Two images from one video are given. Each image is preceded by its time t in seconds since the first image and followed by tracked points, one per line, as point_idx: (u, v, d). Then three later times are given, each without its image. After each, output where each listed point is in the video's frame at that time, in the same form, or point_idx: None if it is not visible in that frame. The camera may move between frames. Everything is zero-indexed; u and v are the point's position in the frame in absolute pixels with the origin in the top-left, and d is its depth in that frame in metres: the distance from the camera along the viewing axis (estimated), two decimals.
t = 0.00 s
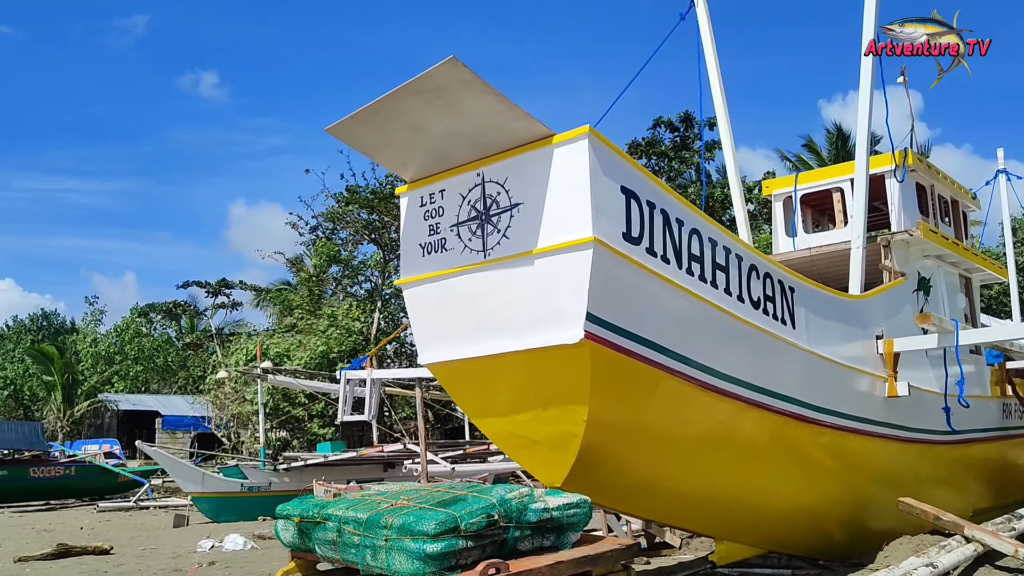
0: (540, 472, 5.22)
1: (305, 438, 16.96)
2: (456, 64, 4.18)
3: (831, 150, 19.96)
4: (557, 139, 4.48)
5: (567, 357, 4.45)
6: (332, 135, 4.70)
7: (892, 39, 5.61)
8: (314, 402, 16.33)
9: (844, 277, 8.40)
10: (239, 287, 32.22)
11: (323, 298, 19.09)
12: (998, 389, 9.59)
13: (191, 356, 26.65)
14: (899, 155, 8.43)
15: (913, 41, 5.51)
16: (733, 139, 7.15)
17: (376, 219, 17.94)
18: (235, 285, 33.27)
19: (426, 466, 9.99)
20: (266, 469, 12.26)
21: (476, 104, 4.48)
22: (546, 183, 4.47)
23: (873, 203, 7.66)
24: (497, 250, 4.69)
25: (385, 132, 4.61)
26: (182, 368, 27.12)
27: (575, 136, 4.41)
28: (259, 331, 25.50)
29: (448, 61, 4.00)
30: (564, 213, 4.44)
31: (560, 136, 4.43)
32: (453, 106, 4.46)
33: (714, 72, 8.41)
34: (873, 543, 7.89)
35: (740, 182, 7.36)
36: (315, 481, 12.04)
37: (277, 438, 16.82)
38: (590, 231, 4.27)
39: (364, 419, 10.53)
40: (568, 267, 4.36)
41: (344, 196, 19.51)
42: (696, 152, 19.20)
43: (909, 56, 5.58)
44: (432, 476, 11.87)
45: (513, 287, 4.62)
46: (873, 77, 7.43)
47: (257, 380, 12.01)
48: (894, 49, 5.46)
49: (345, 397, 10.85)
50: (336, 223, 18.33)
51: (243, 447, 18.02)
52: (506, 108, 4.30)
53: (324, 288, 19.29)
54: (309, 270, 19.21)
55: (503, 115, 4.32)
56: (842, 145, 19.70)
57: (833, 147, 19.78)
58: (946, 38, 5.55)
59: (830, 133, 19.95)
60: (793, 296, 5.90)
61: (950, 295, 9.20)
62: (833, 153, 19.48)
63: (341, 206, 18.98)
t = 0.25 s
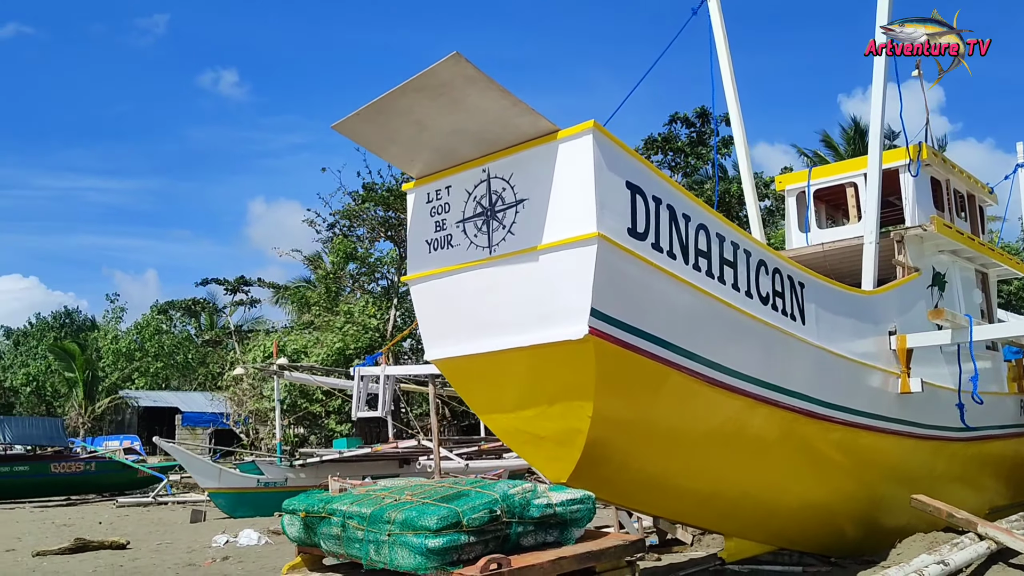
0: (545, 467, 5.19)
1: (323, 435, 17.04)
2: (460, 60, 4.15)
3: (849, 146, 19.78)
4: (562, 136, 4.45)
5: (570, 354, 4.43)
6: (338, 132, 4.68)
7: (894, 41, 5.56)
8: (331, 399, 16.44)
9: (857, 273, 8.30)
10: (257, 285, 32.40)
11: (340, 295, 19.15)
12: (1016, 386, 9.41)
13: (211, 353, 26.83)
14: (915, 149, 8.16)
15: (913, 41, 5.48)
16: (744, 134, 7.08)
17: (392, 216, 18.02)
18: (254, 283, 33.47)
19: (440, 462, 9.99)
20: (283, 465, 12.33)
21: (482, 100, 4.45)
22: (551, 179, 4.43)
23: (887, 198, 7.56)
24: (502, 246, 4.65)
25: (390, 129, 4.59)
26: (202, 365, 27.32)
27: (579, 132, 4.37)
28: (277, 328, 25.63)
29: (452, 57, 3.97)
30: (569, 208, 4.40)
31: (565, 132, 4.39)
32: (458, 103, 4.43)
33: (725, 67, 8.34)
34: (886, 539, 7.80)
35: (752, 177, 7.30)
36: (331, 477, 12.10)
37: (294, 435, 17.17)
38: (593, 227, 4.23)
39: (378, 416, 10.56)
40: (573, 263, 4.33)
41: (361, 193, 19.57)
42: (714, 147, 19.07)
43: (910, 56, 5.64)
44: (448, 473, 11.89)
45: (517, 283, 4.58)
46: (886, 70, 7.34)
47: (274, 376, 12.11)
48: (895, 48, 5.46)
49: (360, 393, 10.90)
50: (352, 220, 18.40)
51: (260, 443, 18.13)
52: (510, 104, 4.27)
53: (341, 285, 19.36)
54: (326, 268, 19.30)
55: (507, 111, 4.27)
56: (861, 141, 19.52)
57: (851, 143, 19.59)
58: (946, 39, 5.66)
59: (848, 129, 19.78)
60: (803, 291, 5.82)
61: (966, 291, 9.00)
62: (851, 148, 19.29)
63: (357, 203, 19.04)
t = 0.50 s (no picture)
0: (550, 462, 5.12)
1: (338, 430, 17.15)
2: (463, 54, 4.11)
3: (865, 140, 19.64)
4: (565, 131, 4.40)
5: (573, 348, 4.38)
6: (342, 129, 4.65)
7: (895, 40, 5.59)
8: (346, 394, 16.57)
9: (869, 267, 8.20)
10: (273, 281, 32.61)
11: (356, 292, 19.20)
12: None
13: (228, 349, 27.06)
14: (925, 141, 8.00)
15: (914, 41, 5.50)
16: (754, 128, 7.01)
17: (406, 212, 18.07)
18: (270, 279, 33.70)
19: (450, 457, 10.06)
20: (298, 460, 12.34)
21: (485, 95, 4.41)
22: (554, 174, 4.37)
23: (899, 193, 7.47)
24: (505, 241, 4.61)
25: (394, 125, 4.55)
26: (219, 361, 27.53)
27: (582, 126, 4.31)
28: (293, 324, 25.80)
29: (455, 52, 3.93)
30: (572, 203, 4.35)
31: (568, 127, 4.34)
32: (462, 98, 4.39)
33: (736, 59, 8.26)
34: (899, 536, 7.67)
35: (762, 171, 7.24)
36: (345, 471, 12.18)
37: (309, 429, 17.04)
38: (595, 221, 4.18)
39: (391, 411, 10.59)
40: (577, 260, 4.28)
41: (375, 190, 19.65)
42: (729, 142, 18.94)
43: (910, 55, 5.66)
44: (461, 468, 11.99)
45: (520, 278, 4.54)
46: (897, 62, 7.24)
47: (289, 372, 12.23)
48: (895, 49, 5.50)
49: (371, 389, 11.00)
50: (366, 217, 18.50)
51: (276, 438, 18.25)
52: (514, 99, 4.22)
53: (357, 282, 19.45)
54: (342, 264, 19.41)
55: (511, 107, 4.20)
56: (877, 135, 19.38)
57: (867, 137, 19.46)
58: (946, 39, 5.63)
59: (864, 123, 19.66)
60: (811, 286, 5.75)
61: (981, 284, 8.78)
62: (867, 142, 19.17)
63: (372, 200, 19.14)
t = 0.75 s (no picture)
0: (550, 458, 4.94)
1: (352, 423, 17.19)
2: (461, 48, 3.96)
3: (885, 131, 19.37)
4: (564, 125, 4.22)
5: (573, 343, 4.21)
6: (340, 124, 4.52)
7: (896, 39, 5.63)
8: (361, 388, 16.60)
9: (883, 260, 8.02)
10: (289, 275, 32.70)
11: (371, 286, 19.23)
12: None
13: (245, 343, 27.19)
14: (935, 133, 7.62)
15: (914, 40, 5.51)
16: (762, 120, 6.85)
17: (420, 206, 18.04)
18: (286, 273, 33.80)
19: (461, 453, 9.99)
20: (311, 453, 12.44)
21: (486, 90, 4.26)
22: (555, 167, 4.20)
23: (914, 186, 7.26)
24: (506, 235, 4.42)
25: (393, 120, 4.41)
26: (236, 355, 27.73)
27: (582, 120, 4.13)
28: (309, 317, 25.88)
29: (453, 46, 3.78)
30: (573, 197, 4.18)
31: (568, 120, 4.17)
32: (462, 93, 4.24)
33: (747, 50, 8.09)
34: (910, 532, 7.47)
35: (771, 165, 7.13)
36: (358, 465, 12.20)
37: (326, 422, 17.06)
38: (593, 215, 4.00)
39: (403, 405, 10.65)
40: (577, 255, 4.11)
41: (389, 183, 19.62)
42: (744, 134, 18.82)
43: (911, 54, 5.65)
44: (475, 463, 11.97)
45: (522, 273, 4.35)
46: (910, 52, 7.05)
47: (302, 366, 12.26)
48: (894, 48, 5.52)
49: (381, 383, 11.13)
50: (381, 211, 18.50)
51: (292, 431, 18.30)
52: (515, 93, 4.07)
53: (372, 276, 19.46)
54: (357, 258, 19.43)
55: (511, 99, 4.04)
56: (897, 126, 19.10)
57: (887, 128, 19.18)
58: (946, 38, 5.54)
59: (883, 113, 19.39)
60: (817, 280, 5.52)
61: (993, 277, 8.36)
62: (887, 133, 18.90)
63: (386, 193, 19.11)
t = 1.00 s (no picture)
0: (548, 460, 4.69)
1: (362, 422, 17.21)
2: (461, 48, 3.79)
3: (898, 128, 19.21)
4: (564, 124, 4.01)
5: (572, 342, 3.99)
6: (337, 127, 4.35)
7: (897, 39, 5.60)
8: (371, 386, 16.63)
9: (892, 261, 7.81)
10: (300, 274, 32.80)
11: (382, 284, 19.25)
12: None
13: (257, 341, 27.30)
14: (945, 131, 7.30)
15: (914, 40, 5.47)
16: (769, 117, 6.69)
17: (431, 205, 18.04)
18: (297, 272, 33.90)
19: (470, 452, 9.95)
20: (321, 452, 12.46)
21: (487, 91, 4.08)
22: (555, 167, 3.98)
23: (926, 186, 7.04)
24: (507, 235, 4.20)
25: (391, 122, 4.23)
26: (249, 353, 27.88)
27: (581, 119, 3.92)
28: (320, 316, 25.97)
29: (451, 45, 3.61)
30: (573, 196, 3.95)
31: (568, 120, 3.96)
32: (462, 94, 4.07)
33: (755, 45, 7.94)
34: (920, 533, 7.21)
35: (779, 161, 6.99)
36: (367, 464, 12.20)
37: (337, 421, 17.17)
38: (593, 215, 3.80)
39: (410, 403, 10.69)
40: (577, 257, 3.88)
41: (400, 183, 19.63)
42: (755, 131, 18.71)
43: (911, 54, 5.61)
44: (484, 462, 11.94)
45: (522, 275, 4.12)
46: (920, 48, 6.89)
47: (312, 366, 12.28)
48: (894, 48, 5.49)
49: (389, 380, 11.28)
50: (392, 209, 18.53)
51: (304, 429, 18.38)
52: (516, 94, 3.90)
53: (383, 274, 19.49)
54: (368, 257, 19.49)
55: (511, 101, 3.86)
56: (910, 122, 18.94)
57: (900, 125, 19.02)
58: (946, 39, 5.50)
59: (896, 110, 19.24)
60: (821, 280, 5.18)
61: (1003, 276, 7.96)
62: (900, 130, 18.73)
63: (397, 192, 19.13)
